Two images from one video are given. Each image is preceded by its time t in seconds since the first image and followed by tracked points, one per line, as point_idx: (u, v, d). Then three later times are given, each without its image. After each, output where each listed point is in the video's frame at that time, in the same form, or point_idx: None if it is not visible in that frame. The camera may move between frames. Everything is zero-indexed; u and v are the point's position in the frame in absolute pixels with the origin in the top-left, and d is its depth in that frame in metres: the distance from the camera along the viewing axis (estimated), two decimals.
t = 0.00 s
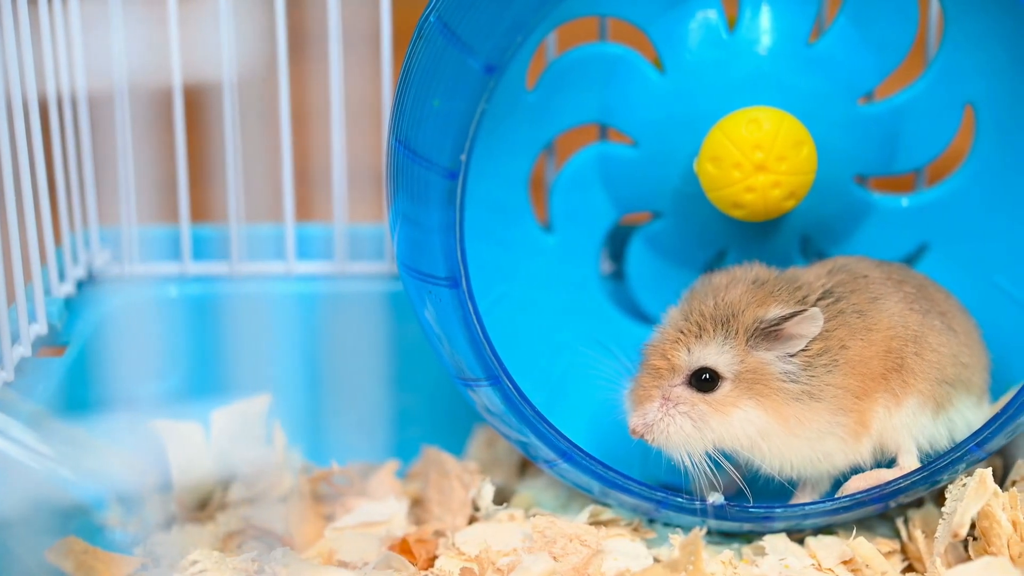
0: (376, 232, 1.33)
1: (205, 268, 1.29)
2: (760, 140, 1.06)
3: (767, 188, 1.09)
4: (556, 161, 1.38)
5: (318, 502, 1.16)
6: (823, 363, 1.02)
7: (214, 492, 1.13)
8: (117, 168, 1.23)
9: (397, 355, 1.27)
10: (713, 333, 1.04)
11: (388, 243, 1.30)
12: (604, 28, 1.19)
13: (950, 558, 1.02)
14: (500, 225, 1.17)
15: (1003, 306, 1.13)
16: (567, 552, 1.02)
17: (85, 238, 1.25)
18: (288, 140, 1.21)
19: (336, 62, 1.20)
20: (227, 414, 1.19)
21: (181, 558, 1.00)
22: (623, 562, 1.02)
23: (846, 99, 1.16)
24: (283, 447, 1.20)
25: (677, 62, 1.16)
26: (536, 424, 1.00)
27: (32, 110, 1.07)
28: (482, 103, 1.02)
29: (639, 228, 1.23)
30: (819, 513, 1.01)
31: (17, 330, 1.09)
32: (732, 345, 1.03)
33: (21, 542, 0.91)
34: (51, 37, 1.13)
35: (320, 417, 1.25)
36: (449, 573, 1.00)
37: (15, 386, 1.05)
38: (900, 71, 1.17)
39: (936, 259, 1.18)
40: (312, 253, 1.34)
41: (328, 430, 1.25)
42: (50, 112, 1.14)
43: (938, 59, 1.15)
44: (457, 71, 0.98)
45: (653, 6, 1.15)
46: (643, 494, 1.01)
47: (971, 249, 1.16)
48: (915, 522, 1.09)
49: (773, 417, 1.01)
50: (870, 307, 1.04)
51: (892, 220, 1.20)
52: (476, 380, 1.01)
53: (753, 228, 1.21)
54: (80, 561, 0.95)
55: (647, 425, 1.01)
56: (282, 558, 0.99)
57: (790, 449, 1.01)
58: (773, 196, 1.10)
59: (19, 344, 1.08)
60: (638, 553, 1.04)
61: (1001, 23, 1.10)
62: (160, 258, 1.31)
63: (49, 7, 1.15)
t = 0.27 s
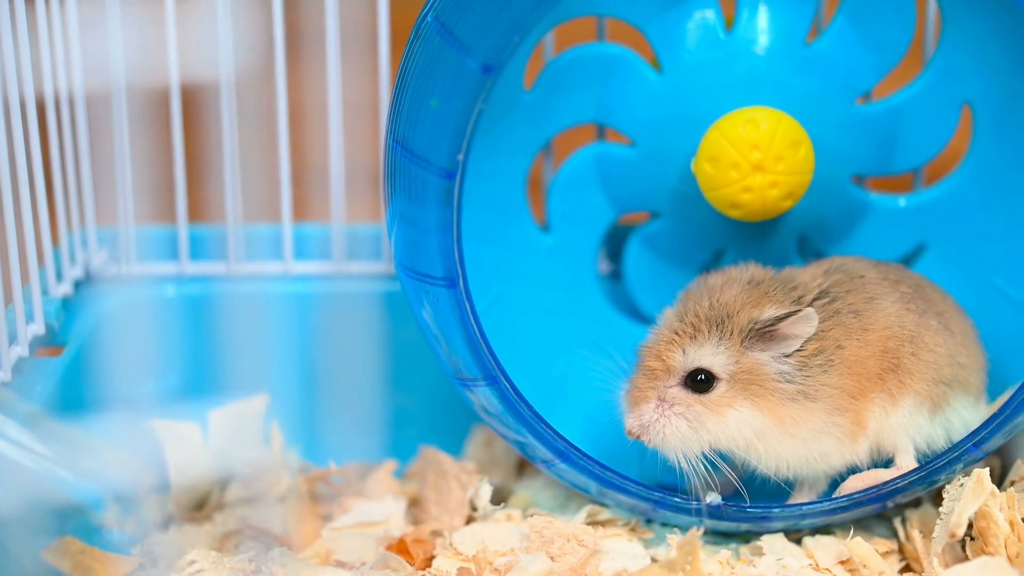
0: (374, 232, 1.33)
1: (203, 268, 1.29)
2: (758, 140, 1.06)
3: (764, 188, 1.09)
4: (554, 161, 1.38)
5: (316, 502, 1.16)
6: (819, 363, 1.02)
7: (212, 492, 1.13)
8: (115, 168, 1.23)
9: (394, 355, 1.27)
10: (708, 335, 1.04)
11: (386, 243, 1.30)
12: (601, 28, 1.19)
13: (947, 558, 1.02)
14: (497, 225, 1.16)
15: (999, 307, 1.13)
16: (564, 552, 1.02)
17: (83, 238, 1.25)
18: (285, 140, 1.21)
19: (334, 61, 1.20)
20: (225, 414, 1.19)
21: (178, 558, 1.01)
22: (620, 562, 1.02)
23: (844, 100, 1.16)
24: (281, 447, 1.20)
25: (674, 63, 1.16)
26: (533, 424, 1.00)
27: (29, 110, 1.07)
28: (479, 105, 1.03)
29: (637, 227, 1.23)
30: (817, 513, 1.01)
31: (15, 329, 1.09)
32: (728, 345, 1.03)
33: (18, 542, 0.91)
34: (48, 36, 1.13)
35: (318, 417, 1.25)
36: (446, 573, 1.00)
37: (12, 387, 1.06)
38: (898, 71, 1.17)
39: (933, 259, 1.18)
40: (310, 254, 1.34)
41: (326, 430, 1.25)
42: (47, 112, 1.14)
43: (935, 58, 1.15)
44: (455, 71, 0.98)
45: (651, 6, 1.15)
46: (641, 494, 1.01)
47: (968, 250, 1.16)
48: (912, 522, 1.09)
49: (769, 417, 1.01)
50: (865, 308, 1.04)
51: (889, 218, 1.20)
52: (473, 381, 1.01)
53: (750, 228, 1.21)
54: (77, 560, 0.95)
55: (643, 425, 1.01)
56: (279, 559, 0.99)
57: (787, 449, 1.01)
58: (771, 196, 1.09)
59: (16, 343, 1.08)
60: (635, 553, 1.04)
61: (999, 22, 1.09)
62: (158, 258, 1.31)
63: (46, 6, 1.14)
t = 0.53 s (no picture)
0: (372, 232, 1.33)
1: (201, 267, 1.29)
2: (755, 140, 1.06)
3: (762, 188, 1.09)
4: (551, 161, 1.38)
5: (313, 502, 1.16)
6: (815, 364, 1.02)
7: (209, 492, 1.13)
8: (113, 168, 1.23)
9: (392, 355, 1.28)
10: (705, 336, 1.04)
11: (383, 243, 1.30)
12: (599, 28, 1.19)
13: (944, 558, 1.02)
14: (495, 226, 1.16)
15: (995, 307, 1.13)
16: (561, 552, 1.03)
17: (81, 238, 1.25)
18: (282, 140, 1.21)
19: (332, 61, 1.20)
20: (222, 414, 1.18)
21: (176, 558, 1.01)
22: (617, 562, 1.02)
23: (841, 100, 1.16)
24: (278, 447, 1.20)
25: (671, 63, 1.16)
26: (530, 424, 1.00)
27: (27, 110, 1.07)
28: (478, 104, 1.01)
29: (634, 228, 1.23)
30: (814, 513, 1.01)
31: (12, 329, 1.09)
32: (725, 347, 1.03)
33: (15, 542, 0.91)
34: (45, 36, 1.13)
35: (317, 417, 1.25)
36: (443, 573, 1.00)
37: (9, 387, 1.06)
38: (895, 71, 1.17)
39: (930, 259, 1.18)
40: (307, 253, 1.34)
41: (323, 430, 1.25)
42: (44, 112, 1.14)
43: (933, 58, 1.15)
44: (452, 70, 0.97)
45: (648, 6, 1.15)
46: (637, 494, 1.01)
47: (965, 250, 1.16)
48: (909, 522, 1.10)
49: (766, 417, 1.01)
50: (862, 308, 1.04)
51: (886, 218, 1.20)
52: (471, 381, 1.01)
53: (748, 228, 1.21)
54: (74, 560, 0.95)
55: (641, 429, 1.01)
56: (276, 558, 0.99)
57: (785, 450, 1.01)
58: (768, 197, 1.09)
59: (13, 344, 1.08)
60: (633, 553, 1.04)
61: (998, 22, 1.09)
62: (156, 258, 1.31)
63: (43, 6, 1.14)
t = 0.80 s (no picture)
0: (369, 232, 1.33)
1: (196, 270, 1.29)
2: (752, 140, 1.06)
3: (759, 188, 1.09)
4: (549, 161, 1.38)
5: (311, 502, 1.16)
6: (812, 363, 1.02)
7: (207, 492, 1.13)
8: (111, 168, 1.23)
9: (389, 354, 1.28)
10: (701, 340, 1.04)
11: (380, 243, 1.30)
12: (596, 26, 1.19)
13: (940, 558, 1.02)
14: (491, 226, 1.16)
15: (993, 307, 1.13)
16: (558, 552, 1.02)
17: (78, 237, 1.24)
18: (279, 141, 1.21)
19: (330, 61, 1.21)
20: (218, 412, 1.18)
21: (173, 557, 1.01)
22: (615, 562, 1.02)
23: (838, 100, 1.16)
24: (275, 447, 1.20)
25: (669, 62, 1.16)
26: (528, 425, 1.00)
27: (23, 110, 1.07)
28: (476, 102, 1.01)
29: (631, 227, 1.23)
30: (810, 513, 1.01)
31: (9, 329, 1.09)
32: (721, 349, 1.04)
33: (12, 542, 0.91)
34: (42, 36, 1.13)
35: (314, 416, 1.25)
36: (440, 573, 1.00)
37: (6, 387, 1.06)
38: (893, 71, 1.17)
39: (926, 259, 1.19)
40: (304, 254, 1.34)
41: (321, 429, 1.25)
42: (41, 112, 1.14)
43: (930, 58, 1.15)
44: (448, 70, 0.97)
45: (645, 6, 1.15)
46: (634, 494, 1.01)
47: (962, 249, 1.16)
48: (906, 522, 1.10)
49: (765, 419, 1.01)
50: (858, 308, 1.04)
51: (882, 218, 1.20)
52: (468, 381, 1.01)
53: (745, 228, 1.21)
54: (71, 560, 0.96)
55: (640, 434, 1.00)
56: (273, 558, 0.99)
57: (782, 450, 1.01)
58: (765, 196, 1.09)
59: (10, 343, 1.07)
60: (630, 553, 1.04)
61: (997, 22, 1.09)
62: (153, 259, 1.31)
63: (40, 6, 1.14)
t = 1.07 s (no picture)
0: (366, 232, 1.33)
1: (196, 267, 1.29)
2: (749, 140, 1.06)
3: (756, 188, 1.09)
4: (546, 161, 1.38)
5: (307, 502, 1.16)
6: (808, 366, 1.02)
7: (204, 492, 1.13)
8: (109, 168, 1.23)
9: (386, 354, 1.28)
10: (694, 351, 1.04)
11: (378, 243, 1.30)
12: (593, 26, 1.19)
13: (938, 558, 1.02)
14: (488, 226, 1.16)
15: (990, 307, 1.13)
16: (555, 552, 1.02)
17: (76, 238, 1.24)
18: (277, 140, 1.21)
19: (327, 59, 1.20)
20: (216, 414, 1.19)
21: (170, 557, 1.01)
22: (612, 562, 1.02)
23: (836, 99, 1.16)
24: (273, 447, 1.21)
25: (666, 63, 1.16)
26: (525, 424, 1.00)
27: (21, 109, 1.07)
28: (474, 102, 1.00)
29: (629, 227, 1.23)
30: (807, 513, 1.01)
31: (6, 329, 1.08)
32: (715, 358, 1.04)
33: (9, 542, 0.91)
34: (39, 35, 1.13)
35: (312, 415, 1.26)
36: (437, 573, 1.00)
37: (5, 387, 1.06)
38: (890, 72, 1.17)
39: (923, 259, 1.19)
40: (302, 254, 1.34)
41: (318, 429, 1.25)
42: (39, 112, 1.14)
43: (928, 58, 1.15)
44: (445, 69, 0.97)
45: (643, 6, 1.15)
46: (630, 493, 1.01)
47: (959, 249, 1.16)
48: (904, 522, 1.10)
49: (764, 425, 1.01)
50: (852, 309, 1.04)
51: (881, 217, 1.20)
52: (465, 381, 1.02)
53: (743, 228, 1.21)
54: (68, 560, 0.95)
55: (640, 448, 1.01)
56: (271, 558, 0.99)
57: (782, 452, 1.01)
58: (762, 196, 1.10)
59: (7, 344, 1.07)
60: (627, 553, 1.04)
61: (996, 22, 1.09)
62: (151, 259, 1.31)
63: (37, 5, 1.14)
